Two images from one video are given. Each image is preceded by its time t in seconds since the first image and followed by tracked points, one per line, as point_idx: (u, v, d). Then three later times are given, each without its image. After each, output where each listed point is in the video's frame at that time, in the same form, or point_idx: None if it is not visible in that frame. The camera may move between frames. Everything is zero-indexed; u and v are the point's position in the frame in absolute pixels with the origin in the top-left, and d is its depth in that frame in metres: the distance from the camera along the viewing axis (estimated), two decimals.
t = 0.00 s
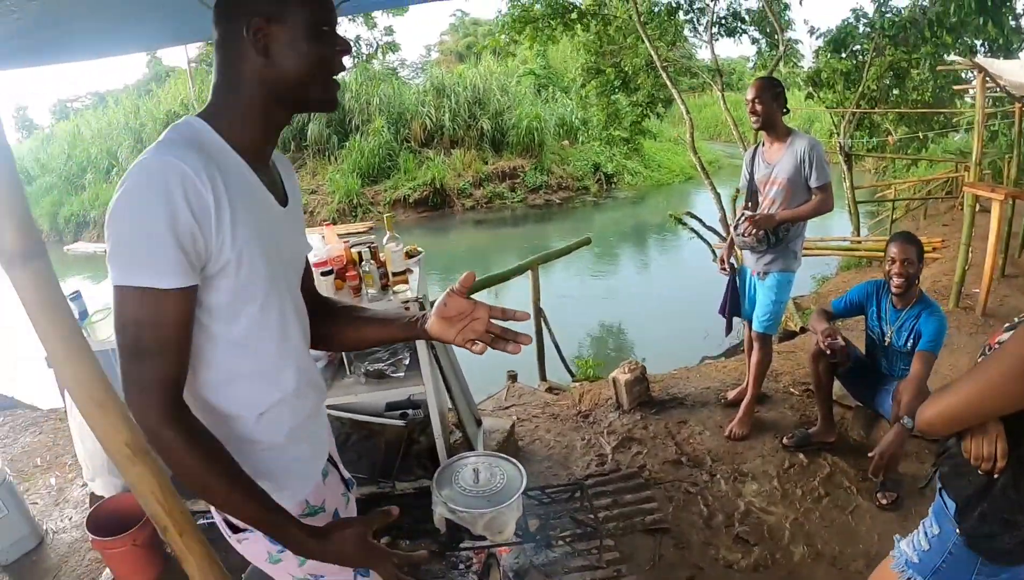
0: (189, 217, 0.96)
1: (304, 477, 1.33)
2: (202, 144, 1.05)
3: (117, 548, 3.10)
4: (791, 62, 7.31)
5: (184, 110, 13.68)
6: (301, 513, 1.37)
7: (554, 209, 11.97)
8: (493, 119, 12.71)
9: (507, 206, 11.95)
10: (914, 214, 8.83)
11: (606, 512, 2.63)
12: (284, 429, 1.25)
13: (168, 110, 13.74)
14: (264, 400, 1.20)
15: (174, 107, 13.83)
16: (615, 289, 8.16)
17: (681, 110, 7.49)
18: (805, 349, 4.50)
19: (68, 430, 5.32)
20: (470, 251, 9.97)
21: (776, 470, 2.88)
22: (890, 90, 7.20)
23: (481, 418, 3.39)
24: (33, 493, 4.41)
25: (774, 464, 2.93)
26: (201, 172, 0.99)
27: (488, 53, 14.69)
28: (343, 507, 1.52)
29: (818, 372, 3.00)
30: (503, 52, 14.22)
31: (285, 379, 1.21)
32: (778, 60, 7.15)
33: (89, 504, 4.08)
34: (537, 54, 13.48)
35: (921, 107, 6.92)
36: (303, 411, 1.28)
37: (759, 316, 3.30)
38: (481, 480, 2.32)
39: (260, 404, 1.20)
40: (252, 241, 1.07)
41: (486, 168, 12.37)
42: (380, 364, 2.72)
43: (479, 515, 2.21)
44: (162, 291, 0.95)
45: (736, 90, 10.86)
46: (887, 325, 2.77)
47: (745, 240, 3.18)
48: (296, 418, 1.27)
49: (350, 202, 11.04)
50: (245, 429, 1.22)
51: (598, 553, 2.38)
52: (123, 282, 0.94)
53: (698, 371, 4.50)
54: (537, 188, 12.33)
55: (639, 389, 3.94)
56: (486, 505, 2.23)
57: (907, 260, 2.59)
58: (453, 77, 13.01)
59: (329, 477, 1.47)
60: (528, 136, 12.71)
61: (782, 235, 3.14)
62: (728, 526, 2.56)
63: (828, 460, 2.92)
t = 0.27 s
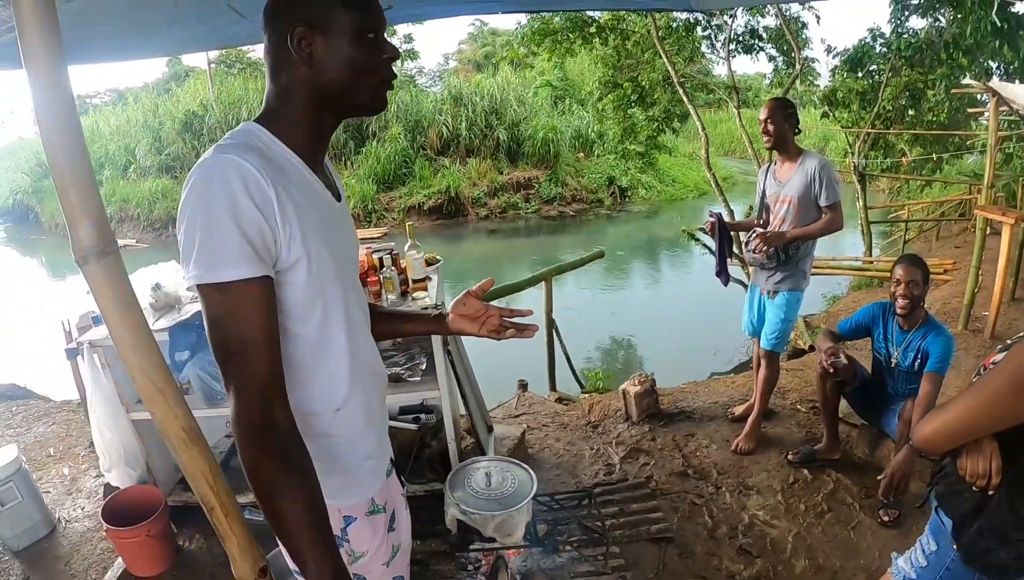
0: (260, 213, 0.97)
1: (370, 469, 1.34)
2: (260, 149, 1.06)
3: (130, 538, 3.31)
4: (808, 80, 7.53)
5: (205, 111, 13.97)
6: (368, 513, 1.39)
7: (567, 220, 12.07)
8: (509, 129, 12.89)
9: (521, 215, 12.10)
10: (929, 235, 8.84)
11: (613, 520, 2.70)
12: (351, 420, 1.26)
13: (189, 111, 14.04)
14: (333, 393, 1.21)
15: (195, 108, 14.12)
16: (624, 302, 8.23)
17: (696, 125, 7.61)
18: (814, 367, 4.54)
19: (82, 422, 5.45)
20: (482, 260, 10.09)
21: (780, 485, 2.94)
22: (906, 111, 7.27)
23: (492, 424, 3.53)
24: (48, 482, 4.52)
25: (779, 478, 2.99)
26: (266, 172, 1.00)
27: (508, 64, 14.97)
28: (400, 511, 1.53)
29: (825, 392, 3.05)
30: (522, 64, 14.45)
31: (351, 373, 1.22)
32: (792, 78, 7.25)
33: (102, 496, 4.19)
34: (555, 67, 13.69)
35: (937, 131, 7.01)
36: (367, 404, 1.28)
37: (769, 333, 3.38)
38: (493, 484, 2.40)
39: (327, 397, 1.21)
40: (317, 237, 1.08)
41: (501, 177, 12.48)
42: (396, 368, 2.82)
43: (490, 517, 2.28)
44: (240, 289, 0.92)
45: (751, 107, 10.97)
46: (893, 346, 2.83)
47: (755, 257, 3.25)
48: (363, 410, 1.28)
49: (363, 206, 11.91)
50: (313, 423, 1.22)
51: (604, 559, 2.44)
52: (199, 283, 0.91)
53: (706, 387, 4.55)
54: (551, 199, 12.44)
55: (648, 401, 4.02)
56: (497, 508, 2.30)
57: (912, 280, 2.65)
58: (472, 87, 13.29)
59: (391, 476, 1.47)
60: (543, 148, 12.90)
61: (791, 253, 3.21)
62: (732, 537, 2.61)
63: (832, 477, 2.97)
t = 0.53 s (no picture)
0: (322, 233, 1.04)
1: (422, 470, 1.41)
2: (320, 171, 1.14)
3: (145, 539, 3.38)
4: (811, 84, 7.64)
5: (209, 117, 14.10)
6: (424, 516, 1.44)
7: (571, 225, 12.16)
8: (514, 134, 13.15)
9: (526, 220, 12.27)
10: (932, 238, 8.91)
11: (621, 520, 2.76)
12: (403, 426, 1.33)
13: (194, 117, 14.18)
14: (384, 402, 1.28)
15: (199, 114, 14.25)
16: (627, 307, 8.29)
17: (699, 130, 7.71)
18: (818, 371, 4.60)
19: (92, 425, 5.54)
20: (488, 264, 10.21)
21: (784, 485, 3.00)
22: (910, 114, 7.32)
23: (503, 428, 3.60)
24: (61, 485, 4.61)
25: (784, 479, 3.05)
26: (327, 197, 1.07)
27: (512, 69, 15.14)
28: (449, 514, 1.57)
29: (830, 395, 3.12)
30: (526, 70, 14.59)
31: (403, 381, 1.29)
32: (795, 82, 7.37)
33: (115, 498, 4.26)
34: (560, 72, 13.83)
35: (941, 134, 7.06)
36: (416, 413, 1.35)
37: (769, 337, 3.47)
38: (504, 484, 2.47)
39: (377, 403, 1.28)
40: (371, 250, 1.15)
41: (505, 183, 12.65)
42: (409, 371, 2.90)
43: (502, 516, 2.35)
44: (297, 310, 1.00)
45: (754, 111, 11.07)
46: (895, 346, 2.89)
47: (754, 262, 3.35)
48: (416, 415, 1.35)
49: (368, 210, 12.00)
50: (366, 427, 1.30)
51: (613, 558, 2.50)
52: (263, 297, 0.99)
53: (711, 390, 4.61)
54: (555, 204, 12.62)
55: (655, 404, 4.09)
56: (510, 507, 2.37)
57: (911, 280, 2.72)
58: (476, 92, 13.46)
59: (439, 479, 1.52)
60: (547, 153, 13.06)
61: (790, 258, 3.29)
62: (737, 536, 2.68)
63: (835, 478, 3.03)
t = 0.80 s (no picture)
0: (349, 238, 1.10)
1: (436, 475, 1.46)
2: (342, 181, 1.20)
3: (152, 538, 3.43)
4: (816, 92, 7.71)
5: (218, 122, 14.25)
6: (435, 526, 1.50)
7: (578, 233, 12.22)
8: (520, 142, 13.19)
9: (532, 228, 12.38)
10: (937, 247, 8.93)
11: (625, 524, 2.79)
12: (421, 432, 1.37)
13: (203, 122, 14.34)
14: (406, 404, 1.33)
15: (208, 119, 14.40)
16: (631, 315, 8.32)
17: (704, 138, 7.77)
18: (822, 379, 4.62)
19: (98, 426, 5.59)
20: (494, 271, 10.30)
21: (787, 492, 3.02)
22: (916, 123, 7.32)
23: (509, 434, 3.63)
24: (68, 484, 4.66)
25: (787, 486, 3.07)
26: (349, 204, 1.13)
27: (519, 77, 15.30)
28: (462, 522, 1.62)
29: (833, 403, 3.13)
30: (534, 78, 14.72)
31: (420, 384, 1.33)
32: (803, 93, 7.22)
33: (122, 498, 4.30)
34: (566, 80, 13.94)
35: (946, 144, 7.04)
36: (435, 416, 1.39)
37: (774, 345, 3.50)
38: (510, 487, 2.50)
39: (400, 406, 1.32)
40: (397, 265, 1.22)
41: (512, 190, 12.77)
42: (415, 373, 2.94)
43: (508, 518, 2.38)
44: (334, 307, 1.06)
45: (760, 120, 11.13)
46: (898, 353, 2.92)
47: (759, 270, 3.39)
48: (436, 427, 1.41)
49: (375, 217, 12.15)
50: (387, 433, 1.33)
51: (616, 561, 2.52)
52: (299, 309, 1.05)
53: (716, 397, 4.63)
54: (561, 212, 12.73)
55: (659, 411, 4.12)
56: (516, 509, 2.40)
57: (915, 285, 2.76)
58: (483, 100, 13.66)
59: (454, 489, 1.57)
60: (554, 161, 13.20)
61: (795, 265, 3.33)
62: (740, 542, 2.70)
63: (838, 485, 3.04)
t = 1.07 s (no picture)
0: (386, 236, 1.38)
1: (426, 475, 1.58)
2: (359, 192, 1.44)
3: (151, 537, 3.44)
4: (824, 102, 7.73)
5: (228, 127, 14.38)
6: (422, 532, 1.58)
7: (584, 242, 12.25)
8: (528, 150, 13.48)
9: (539, 236, 12.44)
10: (943, 260, 8.92)
11: (621, 532, 2.79)
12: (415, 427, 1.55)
13: (213, 126, 14.48)
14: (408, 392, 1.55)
15: (218, 123, 14.54)
16: (634, 325, 8.33)
17: (711, 148, 7.80)
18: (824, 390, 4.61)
19: (102, 425, 5.62)
20: (501, 278, 10.37)
21: (786, 502, 3.01)
22: (923, 136, 7.32)
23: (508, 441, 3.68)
24: (70, 482, 4.68)
25: (785, 496, 3.06)
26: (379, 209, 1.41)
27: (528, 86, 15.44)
28: (448, 527, 1.69)
29: (832, 411, 3.12)
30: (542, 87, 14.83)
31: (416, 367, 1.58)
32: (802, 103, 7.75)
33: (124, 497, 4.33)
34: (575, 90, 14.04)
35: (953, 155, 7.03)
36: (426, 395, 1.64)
37: (772, 355, 3.50)
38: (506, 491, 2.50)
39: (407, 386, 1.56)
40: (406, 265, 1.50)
41: (519, 199, 12.87)
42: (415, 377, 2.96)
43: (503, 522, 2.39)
44: (387, 287, 1.34)
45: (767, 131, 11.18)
46: (901, 363, 2.91)
47: (759, 280, 3.41)
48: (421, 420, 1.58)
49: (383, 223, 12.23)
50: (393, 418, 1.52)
51: (612, 569, 2.52)
52: (355, 303, 1.31)
53: (717, 406, 4.63)
54: (568, 220, 12.80)
55: (659, 419, 4.13)
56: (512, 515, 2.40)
57: (918, 296, 2.75)
58: (492, 108, 13.88)
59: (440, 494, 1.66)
60: (562, 170, 13.32)
61: (794, 275, 3.35)
62: (737, 551, 2.70)
63: (836, 497, 3.03)
